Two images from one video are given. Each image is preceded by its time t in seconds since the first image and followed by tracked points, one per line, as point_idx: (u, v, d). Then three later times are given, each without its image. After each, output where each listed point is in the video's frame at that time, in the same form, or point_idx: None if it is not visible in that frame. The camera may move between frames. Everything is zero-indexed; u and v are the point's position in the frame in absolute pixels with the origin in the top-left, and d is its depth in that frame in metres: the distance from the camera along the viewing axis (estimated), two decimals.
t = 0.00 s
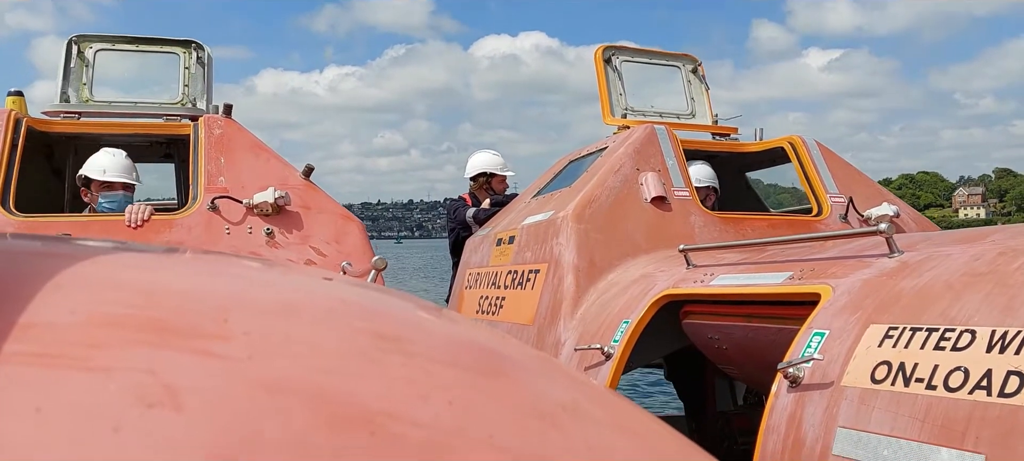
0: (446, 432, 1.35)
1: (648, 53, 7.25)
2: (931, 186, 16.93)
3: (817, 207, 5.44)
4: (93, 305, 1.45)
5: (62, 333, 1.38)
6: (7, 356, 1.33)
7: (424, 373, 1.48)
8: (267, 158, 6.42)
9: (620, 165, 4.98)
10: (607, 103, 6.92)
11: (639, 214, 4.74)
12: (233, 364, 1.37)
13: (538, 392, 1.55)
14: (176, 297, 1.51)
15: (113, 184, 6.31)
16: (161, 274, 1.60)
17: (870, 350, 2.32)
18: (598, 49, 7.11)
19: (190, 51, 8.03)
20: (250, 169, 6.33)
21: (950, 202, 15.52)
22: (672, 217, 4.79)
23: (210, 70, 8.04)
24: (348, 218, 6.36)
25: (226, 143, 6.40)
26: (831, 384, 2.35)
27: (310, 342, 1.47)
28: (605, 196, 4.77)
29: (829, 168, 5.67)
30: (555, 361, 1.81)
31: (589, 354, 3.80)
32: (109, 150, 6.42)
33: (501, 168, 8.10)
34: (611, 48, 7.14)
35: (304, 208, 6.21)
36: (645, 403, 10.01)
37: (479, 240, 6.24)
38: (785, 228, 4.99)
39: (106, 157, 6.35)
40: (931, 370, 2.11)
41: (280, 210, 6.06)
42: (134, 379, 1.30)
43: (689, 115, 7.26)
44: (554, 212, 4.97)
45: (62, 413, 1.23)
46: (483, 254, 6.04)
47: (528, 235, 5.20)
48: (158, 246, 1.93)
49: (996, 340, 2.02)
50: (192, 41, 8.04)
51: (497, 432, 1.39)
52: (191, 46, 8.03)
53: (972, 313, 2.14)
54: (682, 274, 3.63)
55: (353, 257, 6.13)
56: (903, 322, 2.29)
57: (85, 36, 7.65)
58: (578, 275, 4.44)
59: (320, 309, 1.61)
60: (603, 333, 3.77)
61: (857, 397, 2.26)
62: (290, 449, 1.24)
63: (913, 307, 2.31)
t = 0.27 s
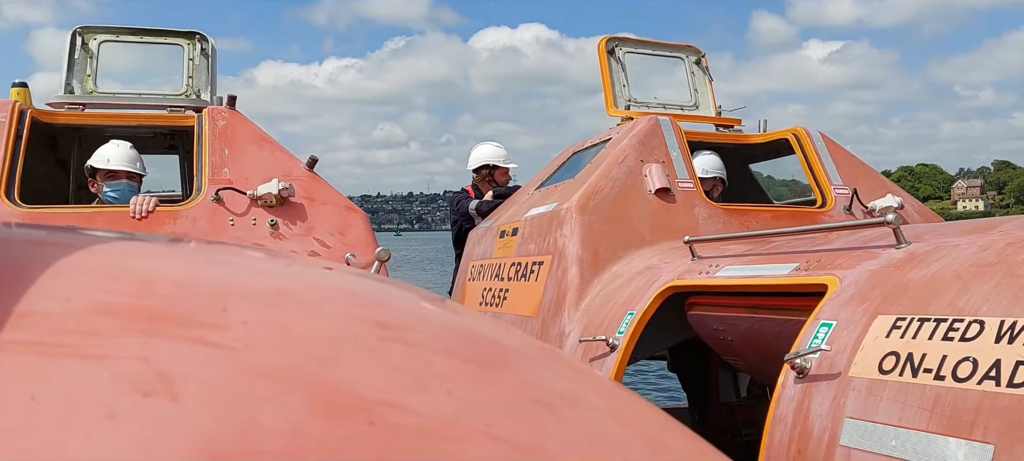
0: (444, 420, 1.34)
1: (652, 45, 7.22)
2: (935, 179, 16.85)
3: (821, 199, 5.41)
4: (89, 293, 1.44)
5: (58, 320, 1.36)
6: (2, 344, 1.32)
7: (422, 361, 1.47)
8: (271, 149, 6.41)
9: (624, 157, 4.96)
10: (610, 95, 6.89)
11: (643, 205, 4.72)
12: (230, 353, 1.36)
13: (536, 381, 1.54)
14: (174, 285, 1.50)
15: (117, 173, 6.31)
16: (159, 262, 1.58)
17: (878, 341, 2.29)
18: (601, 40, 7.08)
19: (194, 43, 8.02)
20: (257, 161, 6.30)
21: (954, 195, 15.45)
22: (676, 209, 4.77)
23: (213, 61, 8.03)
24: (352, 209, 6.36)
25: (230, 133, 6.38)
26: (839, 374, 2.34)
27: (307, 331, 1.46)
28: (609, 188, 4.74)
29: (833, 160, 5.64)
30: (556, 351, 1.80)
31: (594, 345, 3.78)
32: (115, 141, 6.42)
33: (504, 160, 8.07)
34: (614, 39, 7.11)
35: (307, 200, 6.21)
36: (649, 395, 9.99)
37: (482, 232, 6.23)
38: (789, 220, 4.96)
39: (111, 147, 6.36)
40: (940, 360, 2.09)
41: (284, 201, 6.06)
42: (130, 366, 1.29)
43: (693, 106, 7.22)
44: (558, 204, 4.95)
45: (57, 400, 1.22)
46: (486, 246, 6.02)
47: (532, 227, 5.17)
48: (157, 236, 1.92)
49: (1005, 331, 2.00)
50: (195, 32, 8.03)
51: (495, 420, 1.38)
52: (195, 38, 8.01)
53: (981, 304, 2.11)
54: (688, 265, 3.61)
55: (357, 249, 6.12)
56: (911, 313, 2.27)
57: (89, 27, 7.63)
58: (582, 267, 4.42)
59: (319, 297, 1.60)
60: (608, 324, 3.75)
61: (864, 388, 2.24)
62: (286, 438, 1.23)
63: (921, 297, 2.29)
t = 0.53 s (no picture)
0: (446, 419, 1.35)
1: (654, 44, 7.21)
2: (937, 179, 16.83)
3: (823, 199, 5.40)
4: (94, 290, 1.43)
5: (62, 317, 1.36)
6: (7, 340, 1.32)
7: (425, 360, 1.47)
8: (273, 147, 6.42)
9: (627, 156, 4.95)
10: (613, 94, 6.89)
11: (647, 205, 4.71)
12: (233, 351, 1.35)
13: (539, 379, 1.55)
14: (177, 283, 1.49)
15: (120, 171, 6.31)
16: (162, 260, 1.58)
17: (885, 341, 2.29)
18: (603, 39, 7.07)
19: (197, 41, 8.02)
20: (257, 159, 6.32)
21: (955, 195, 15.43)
22: (679, 208, 4.76)
23: (217, 59, 8.03)
24: (354, 207, 6.37)
25: (233, 131, 6.39)
26: (846, 375, 2.33)
27: (310, 329, 1.46)
28: (612, 187, 4.74)
29: (835, 160, 5.63)
30: (559, 350, 1.80)
31: (598, 344, 3.77)
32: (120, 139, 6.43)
33: (505, 159, 8.06)
34: (616, 38, 7.10)
35: (310, 198, 6.22)
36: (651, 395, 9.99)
37: (484, 231, 6.22)
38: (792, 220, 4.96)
39: (115, 145, 6.36)
40: (948, 361, 2.08)
41: (287, 200, 6.06)
42: (134, 363, 1.29)
43: (695, 106, 7.21)
44: (562, 203, 4.94)
45: (63, 397, 1.22)
46: (489, 244, 6.01)
47: (535, 226, 5.17)
48: (160, 233, 1.91)
49: (1013, 332, 1.99)
50: (199, 30, 8.03)
51: (497, 419, 1.38)
52: (198, 36, 8.02)
53: (988, 305, 2.11)
54: (692, 265, 3.60)
55: (360, 247, 6.13)
56: (918, 313, 2.26)
57: (93, 25, 7.64)
58: (586, 265, 4.41)
59: (322, 295, 1.59)
60: (612, 324, 3.74)
61: (872, 389, 2.23)
62: (290, 436, 1.24)
63: (928, 298, 2.28)
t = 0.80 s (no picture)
0: (455, 420, 1.35)
1: (657, 45, 7.21)
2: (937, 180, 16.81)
3: (826, 200, 5.39)
4: (105, 290, 1.44)
5: (75, 318, 1.37)
6: (19, 341, 1.32)
7: (432, 361, 1.47)
8: (278, 147, 6.44)
9: (632, 157, 4.94)
10: (616, 95, 6.89)
11: (651, 206, 4.71)
12: (243, 351, 1.36)
13: (546, 380, 1.54)
14: (187, 284, 1.49)
15: (121, 171, 6.31)
16: (172, 261, 1.58)
17: (897, 345, 2.29)
18: (606, 40, 7.06)
19: (202, 41, 8.03)
20: (262, 159, 6.32)
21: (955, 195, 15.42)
22: (683, 209, 4.76)
23: (222, 60, 8.04)
24: (358, 207, 6.38)
25: (237, 132, 6.40)
26: (857, 377, 2.33)
27: (319, 330, 1.46)
28: (617, 189, 4.74)
29: (838, 161, 5.62)
30: (566, 352, 1.80)
31: (604, 345, 3.77)
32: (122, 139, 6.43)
33: (508, 159, 8.05)
34: (619, 39, 7.09)
35: (315, 198, 6.23)
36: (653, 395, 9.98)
37: (487, 231, 6.21)
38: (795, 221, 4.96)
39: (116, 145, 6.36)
40: (960, 365, 2.08)
41: (291, 200, 6.08)
42: (145, 364, 1.29)
43: (697, 107, 7.21)
44: (566, 203, 4.94)
45: (76, 397, 1.23)
46: (492, 245, 6.00)
47: (539, 227, 5.17)
48: (168, 234, 1.92)
49: None
50: (204, 31, 8.05)
51: (505, 419, 1.39)
52: (204, 36, 8.03)
53: (1001, 308, 2.10)
54: (698, 266, 3.60)
55: (364, 247, 6.15)
56: (930, 317, 2.26)
57: (98, 25, 7.65)
58: (591, 266, 4.41)
59: (330, 296, 1.60)
60: (618, 325, 3.74)
61: (884, 392, 2.23)
62: (301, 437, 1.25)
63: (940, 302, 2.28)
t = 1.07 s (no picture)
0: (461, 418, 1.35)
1: (660, 44, 7.19)
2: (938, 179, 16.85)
3: (830, 199, 5.38)
4: (113, 288, 1.43)
5: (84, 316, 1.36)
6: (29, 339, 1.32)
7: (438, 359, 1.46)
8: (283, 146, 6.44)
9: (636, 157, 4.93)
10: (619, 94, 6.87)
11: (656, 205, 4.70)
12: (251, 349, 1.36)
13: (550, 378, 1.54)
14: (194, 282, 1.49)
15: (130, 170, 6.33)
16: (180, 259, 1.58)
17: (908, 344, 2.28)
18: (610, 39, 7.04)
19: (208, 40, 8.04)
20: (267, 158, 6.33)
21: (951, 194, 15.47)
22: (688, 208, 4.75)
23: (227, 59, 8.05)
24: (363, 207, 6.39)
25: (243, 131, 6.41)
26: (869, 377, 2.32)
27: (325, 328, 1.46)
28: (622, 187, 4.73)
29: (841, 160, 5.60)
30: (571, 351, 1.79)
31: (610, 344, 3.76)
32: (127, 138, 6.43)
33: (511, 158, 8.04)
34: (622, 38, 7.07)
35: (320, 197, 6.23)
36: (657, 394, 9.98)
37: (491, 230, 6.20)
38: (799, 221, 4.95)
39: (122, 145, 6.36)
40: (973, 364, 2.07)
41: (296, 199, 6.09)
42: (154, 362, 1.29)
43: (700, 106, 7.19)
44: (571, 202, 4.93)
45: (85, 395, 1.24)
46: (495, 244, 5.99)
47: (544, 225, 5.15)
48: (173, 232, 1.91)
49: None
50: (210, 30, 8.05)
51: (511, 418, 1.38)
52: (209, 35, 8.03)
53: (1014, 308, 2.09)
54: (705, 266, 3.59)
55: (369, 246, 6.14)
56: (941, 316, 2.25)
57: (105, 24, 7.66)
58: (597, 265, 4.41)
59: (336, 294, 1.59)
60: (625, 324, 3.73)
61: (896, 391, 2.22)
62: (308, 435, 1.24)
63: (951, 301, 2.27)
